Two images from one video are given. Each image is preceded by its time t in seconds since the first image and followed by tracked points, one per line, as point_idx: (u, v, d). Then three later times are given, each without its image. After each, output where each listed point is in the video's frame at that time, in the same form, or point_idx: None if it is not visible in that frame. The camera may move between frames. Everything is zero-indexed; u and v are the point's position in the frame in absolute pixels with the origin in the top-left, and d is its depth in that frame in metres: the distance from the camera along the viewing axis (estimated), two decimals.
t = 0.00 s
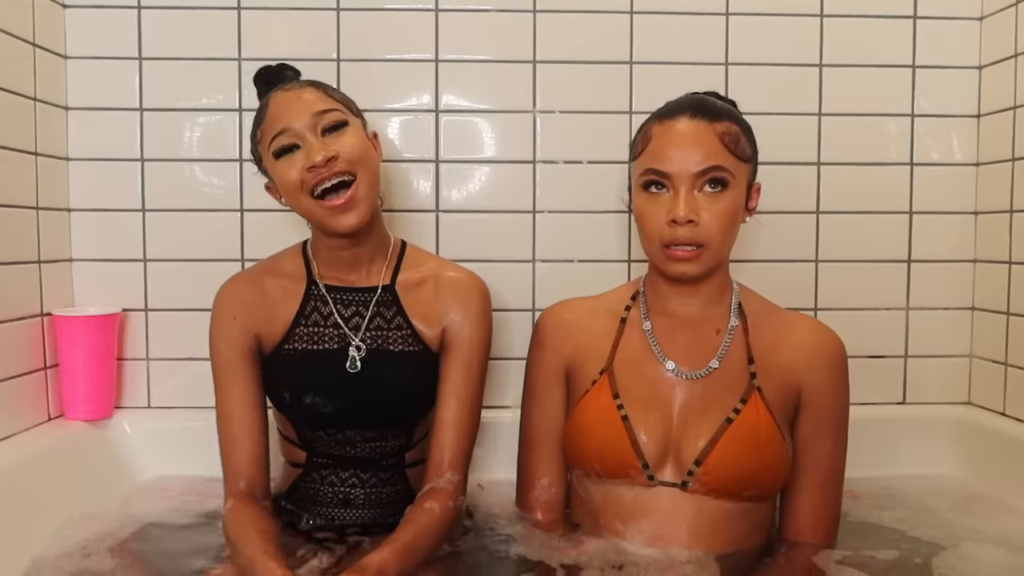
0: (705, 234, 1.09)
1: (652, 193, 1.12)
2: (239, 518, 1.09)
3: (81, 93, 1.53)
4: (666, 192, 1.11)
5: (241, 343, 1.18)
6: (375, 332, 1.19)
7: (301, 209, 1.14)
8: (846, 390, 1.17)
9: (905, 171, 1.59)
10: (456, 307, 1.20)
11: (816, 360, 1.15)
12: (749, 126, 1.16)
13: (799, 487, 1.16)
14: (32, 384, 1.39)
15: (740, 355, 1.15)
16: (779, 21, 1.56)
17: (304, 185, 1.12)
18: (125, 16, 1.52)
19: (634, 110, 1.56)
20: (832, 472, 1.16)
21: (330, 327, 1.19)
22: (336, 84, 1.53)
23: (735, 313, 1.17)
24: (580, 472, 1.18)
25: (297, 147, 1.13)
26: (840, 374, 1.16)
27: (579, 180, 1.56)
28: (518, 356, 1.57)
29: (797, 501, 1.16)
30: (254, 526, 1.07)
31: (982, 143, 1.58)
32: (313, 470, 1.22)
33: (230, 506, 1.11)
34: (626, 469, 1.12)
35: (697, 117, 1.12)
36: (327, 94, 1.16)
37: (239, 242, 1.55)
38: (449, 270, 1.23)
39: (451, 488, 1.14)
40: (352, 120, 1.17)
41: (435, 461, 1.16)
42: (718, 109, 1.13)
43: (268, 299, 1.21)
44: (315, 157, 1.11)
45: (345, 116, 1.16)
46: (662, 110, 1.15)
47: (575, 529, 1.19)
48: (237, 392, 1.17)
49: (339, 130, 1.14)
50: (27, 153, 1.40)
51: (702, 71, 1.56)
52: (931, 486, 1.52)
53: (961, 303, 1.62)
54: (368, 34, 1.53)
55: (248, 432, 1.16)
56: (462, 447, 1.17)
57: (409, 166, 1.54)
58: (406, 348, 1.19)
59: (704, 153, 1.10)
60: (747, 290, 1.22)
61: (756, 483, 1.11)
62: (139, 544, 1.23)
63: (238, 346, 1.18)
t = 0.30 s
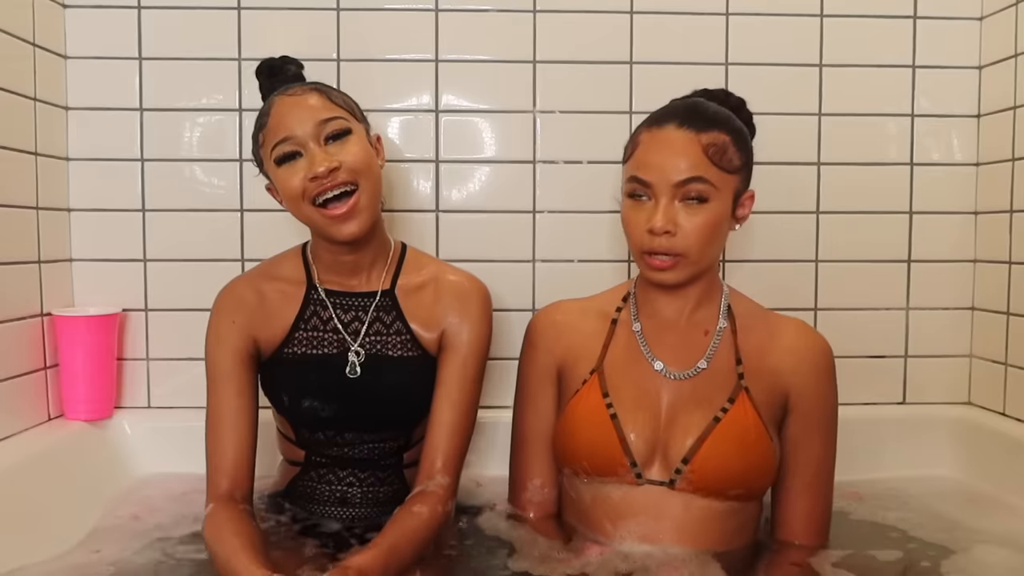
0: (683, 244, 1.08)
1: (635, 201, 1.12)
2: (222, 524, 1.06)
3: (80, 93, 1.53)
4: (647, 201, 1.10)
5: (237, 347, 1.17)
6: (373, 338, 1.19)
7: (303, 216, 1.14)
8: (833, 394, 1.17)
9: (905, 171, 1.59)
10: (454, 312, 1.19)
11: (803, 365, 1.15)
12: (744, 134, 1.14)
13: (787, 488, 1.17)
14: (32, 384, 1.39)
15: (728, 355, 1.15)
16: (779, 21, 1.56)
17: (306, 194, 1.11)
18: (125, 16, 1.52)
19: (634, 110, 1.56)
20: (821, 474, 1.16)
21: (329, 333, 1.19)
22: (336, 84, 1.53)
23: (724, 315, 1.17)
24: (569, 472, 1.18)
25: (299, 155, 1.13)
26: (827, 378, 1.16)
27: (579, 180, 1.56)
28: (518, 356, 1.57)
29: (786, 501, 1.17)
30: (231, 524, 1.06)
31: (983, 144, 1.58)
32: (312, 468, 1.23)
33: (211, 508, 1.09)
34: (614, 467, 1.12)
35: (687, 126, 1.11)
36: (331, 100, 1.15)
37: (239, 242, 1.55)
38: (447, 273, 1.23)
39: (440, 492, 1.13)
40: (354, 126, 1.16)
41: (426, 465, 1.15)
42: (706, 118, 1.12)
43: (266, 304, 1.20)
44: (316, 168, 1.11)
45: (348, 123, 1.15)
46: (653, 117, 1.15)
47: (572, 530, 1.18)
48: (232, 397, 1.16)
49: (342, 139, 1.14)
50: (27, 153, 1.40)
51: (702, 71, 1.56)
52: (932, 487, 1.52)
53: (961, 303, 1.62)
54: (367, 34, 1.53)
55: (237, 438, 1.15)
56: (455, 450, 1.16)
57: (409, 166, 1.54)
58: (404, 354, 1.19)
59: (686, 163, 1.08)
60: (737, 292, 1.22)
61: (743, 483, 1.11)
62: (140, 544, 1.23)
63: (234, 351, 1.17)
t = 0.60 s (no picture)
0: (675, 268, 1.08)
1: (630, 224, 1.12)
2: (220, 528, 1.06)
3: (81, 93, 1.53)
4: (642, 223, 1.10)
5: (235, 350, 1.17)
6: (365, 345, 1.18)
7: (297, 225, 1.13)
8: (825, 424, 1.17)
9: (905, 171, 1.59)
10: (452, 323, 1.18)
11: (796, 393, 1.15)
12: (743, 159, 1.14)
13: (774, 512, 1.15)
14: (32, 384, 1.39)
15: (725, 385, 1.15)
16: (778, 21, 1.56)
17: (302, 205, 1.11)
18: (125, 16, 1.52)
19: (634, 110, 1.55)
20: (808, 502, 1.15)
21: (322, 340, 1.19)
22: (336, 85, 1.53)
23: (723, 342, 1.17)
24: (557, 488, 1.18)
25: (295, 165, 1.12)
26: (820, 407, 1.16)
27: (579, 180, 1.56)
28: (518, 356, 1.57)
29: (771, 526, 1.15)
30: (234, 531, 1.06)
31: (983, 143, 1.58)
32: (308, 468, 1.23)
33: (215, 515, 1.10)
34: (603, 487, 1.12)
35: (679, 151, 1.11)
36: (326, 108, 1.14)
37: (239, 242, 1.55)
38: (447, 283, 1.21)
39: (413, 504, 1.11)
40: (350, 134, 1.15)
41: (403, 474, 1.13)
42: (704, 143, 1.12)
43: (263, 307, 1.20)
44: (313, 181, 1.10)
45: (344, 133, 1.14)
46: (652, 143, 1.15)
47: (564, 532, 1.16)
48: (230, 398, 1.16)
49: (338, 150, 1.13)
50: (27, 153, 1.41)
51: (703, 71, 1.56)
52: (932, 485, 1.52)
53: (961, 303, 1.62)
54: (367, 34, 1.53)
55: (239, 441, 1.14)
56: (436, 460, 1.14)
57: (409, 166, 1.54)
58: (397, 362, 1.18)
59: (678, 186, 1.08)
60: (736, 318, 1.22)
61: (730, 510, 1.11)
62: (139, 543, 1.23)
63: (232, 353, 1.17)
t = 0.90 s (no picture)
0: (670, 266, 1.08)
1: (624, 224, 1.12)
2: (215, 530, 1.06)
3: (81, 93, 1.53)
4: (637, 224, 1.10)
5: (231, 354, 1.17)
6: (362, 350, 1.18)
7: (291, 232, 1.13)
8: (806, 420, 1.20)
9: (905, 171, 1.59)
10: (451, 327, 1.18)
11: (779, 391, 1.18)
12: (734, 165, 1.15)
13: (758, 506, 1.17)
14: (32, 384, 1.39)
15: (709, 384, 1.16)
16: (778, 21, 1.56)
17: (294, 213, 1.10)
18: (125, 16, 1.52)
19: (634, 110, 1.55)
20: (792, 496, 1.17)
21: (319, 345, 1.18)
22: (335, 85, 1.53)
23: (708, 342, 1.18)
24: (543, 484, 1.17)
25: (287, 173, 1.11)
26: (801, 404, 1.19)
27: (579, 180, 1.56)
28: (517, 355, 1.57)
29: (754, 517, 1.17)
30: (229, 533, 1.06)
31: (983, 143, 1.58)
32: (307, 469, 1.23)
33: (209, 517, 1.09)
34: (592, 484, 1.13)
35: (676, 152, 1.11)
36: (317, 114, 1.13)
37: (239, 242, 1.55)
38: (445, 284, 1.21)
39: (424, 505, 1.10)
40: (341, 139, 1.15)
41: (414, 477, 1.13)
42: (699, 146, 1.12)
43: (259, 311, 1.20)
44: (305, 189, 1.09)
45: (335, 139, 1.13)
46: (645, 146, 1.16)
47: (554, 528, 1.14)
48: (228, 402, 1.16)
49: (329, 157, 1.12)
50: (27, 153, 1.41)
51: (703, 71, 1.56)
52: (932, 485, 1.52)
53: (961, 303, 1.62)
54: (367, 34, 1.53)
55: (235, 443, 1.14)
56: (446, 463, 1.14)
57: (409, 166, 1.54)
58: (394, 366, 1.18)
59: (674, 186, 1.09)
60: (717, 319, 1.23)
61: (713, 505, 1.12)
62: (139, 543, 1.23)
63: (229, 357, 1.17)
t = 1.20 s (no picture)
0: (666, 281, 1.09)
1: (621, 232, 1.11)
2: (213, 531, 1.06)
3: (81, 93, 1.53)
4: (634, 233, 1.10)
5: (231, 354, 1.17)
6: (363, 353, 1.18)
7: (292, 236, 1.12)
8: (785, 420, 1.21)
9: (905, 171, 1.59)
10: (453, 330, 1.17)
11: (758, 390, 1.19)
12: (729, 176, 1.15)
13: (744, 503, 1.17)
14: (32, 384, 1.39)
15: (693, 386, 1.17)
16: (778, 21, 1.56)
17: (295, 217, 1.10)
18: (125, 16, 1.52)
19: (634, 110, 1.55)
20: (773, 493, 1.17)
21: (319, 348, 1.18)
22: (335, 84, 1.53)
23: (691, 348, 1.18)
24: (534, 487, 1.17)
25: (288, 176, 1.11)
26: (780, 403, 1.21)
27: (579, 180, 1.56)
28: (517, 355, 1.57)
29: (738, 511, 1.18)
30: (227, 534, 1.06)
31: (983, 143, 1.58)
32: (307, 469, 1.23)
33: (207, 517, 1.09)
34: (584, 485, 1.12)
35: (674, 164, 1.11)
36: (320, 118, 1.13)
37: (239, 242, 1.55)
38: (446, 286, 1.20)
39: (427, 508, 1.10)
40: (343, 143, 1.14)
41: (415, 479, 1.13)
42: (698, 159, 1.12)
43: (260, 311, 1.19)
44: (306, 194, 1.09)
45: (337, 143, 1.13)
46: (644, 152, 1.15)
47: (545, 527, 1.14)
48: (227, 402, 1.16)
49: (331, 161, 1.12)
50: (27, 152, 1.41)
51: (703, 71, 1.56)
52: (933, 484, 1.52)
53: (961, 303, 1.62)
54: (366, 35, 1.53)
55: (235, 443, 1.14)
56: (445, 466, 1.13)
57: (409, 166, 1.54)
58: (394, 369, 1.18)
59: (674, 199, 1.09)
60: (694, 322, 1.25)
61: (704, 503, 1.13)
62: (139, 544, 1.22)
63: (229, 357, 1.17)
